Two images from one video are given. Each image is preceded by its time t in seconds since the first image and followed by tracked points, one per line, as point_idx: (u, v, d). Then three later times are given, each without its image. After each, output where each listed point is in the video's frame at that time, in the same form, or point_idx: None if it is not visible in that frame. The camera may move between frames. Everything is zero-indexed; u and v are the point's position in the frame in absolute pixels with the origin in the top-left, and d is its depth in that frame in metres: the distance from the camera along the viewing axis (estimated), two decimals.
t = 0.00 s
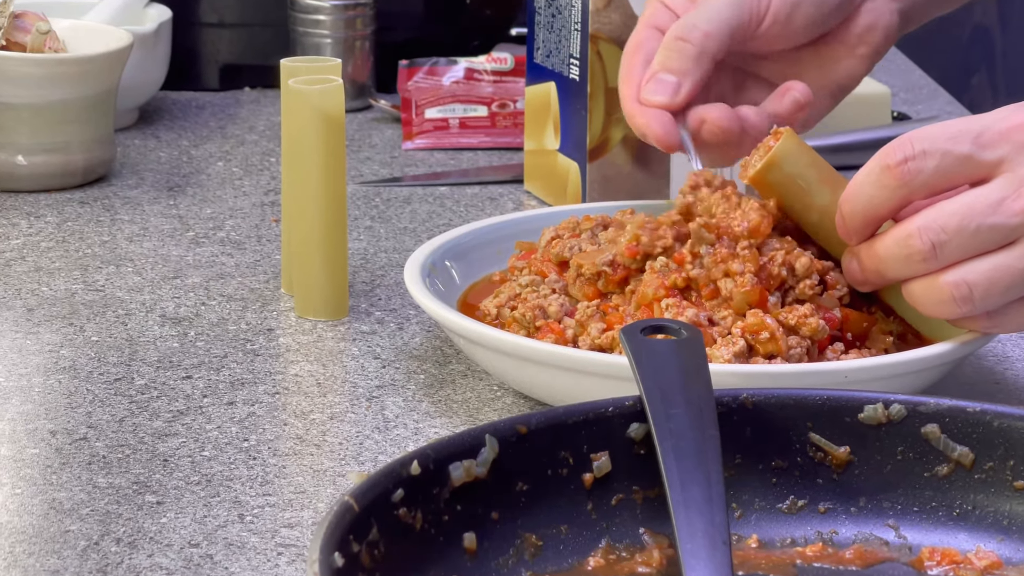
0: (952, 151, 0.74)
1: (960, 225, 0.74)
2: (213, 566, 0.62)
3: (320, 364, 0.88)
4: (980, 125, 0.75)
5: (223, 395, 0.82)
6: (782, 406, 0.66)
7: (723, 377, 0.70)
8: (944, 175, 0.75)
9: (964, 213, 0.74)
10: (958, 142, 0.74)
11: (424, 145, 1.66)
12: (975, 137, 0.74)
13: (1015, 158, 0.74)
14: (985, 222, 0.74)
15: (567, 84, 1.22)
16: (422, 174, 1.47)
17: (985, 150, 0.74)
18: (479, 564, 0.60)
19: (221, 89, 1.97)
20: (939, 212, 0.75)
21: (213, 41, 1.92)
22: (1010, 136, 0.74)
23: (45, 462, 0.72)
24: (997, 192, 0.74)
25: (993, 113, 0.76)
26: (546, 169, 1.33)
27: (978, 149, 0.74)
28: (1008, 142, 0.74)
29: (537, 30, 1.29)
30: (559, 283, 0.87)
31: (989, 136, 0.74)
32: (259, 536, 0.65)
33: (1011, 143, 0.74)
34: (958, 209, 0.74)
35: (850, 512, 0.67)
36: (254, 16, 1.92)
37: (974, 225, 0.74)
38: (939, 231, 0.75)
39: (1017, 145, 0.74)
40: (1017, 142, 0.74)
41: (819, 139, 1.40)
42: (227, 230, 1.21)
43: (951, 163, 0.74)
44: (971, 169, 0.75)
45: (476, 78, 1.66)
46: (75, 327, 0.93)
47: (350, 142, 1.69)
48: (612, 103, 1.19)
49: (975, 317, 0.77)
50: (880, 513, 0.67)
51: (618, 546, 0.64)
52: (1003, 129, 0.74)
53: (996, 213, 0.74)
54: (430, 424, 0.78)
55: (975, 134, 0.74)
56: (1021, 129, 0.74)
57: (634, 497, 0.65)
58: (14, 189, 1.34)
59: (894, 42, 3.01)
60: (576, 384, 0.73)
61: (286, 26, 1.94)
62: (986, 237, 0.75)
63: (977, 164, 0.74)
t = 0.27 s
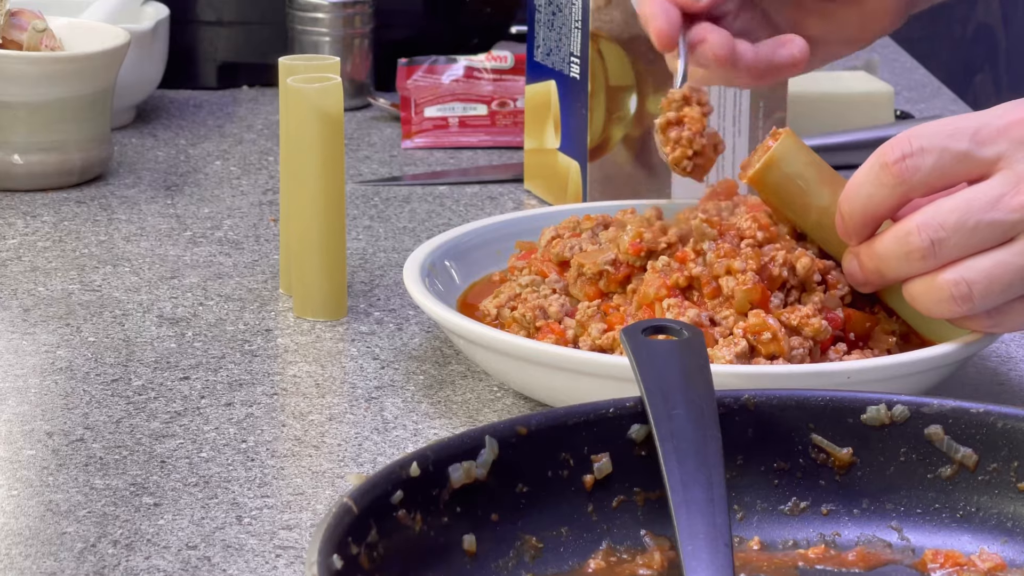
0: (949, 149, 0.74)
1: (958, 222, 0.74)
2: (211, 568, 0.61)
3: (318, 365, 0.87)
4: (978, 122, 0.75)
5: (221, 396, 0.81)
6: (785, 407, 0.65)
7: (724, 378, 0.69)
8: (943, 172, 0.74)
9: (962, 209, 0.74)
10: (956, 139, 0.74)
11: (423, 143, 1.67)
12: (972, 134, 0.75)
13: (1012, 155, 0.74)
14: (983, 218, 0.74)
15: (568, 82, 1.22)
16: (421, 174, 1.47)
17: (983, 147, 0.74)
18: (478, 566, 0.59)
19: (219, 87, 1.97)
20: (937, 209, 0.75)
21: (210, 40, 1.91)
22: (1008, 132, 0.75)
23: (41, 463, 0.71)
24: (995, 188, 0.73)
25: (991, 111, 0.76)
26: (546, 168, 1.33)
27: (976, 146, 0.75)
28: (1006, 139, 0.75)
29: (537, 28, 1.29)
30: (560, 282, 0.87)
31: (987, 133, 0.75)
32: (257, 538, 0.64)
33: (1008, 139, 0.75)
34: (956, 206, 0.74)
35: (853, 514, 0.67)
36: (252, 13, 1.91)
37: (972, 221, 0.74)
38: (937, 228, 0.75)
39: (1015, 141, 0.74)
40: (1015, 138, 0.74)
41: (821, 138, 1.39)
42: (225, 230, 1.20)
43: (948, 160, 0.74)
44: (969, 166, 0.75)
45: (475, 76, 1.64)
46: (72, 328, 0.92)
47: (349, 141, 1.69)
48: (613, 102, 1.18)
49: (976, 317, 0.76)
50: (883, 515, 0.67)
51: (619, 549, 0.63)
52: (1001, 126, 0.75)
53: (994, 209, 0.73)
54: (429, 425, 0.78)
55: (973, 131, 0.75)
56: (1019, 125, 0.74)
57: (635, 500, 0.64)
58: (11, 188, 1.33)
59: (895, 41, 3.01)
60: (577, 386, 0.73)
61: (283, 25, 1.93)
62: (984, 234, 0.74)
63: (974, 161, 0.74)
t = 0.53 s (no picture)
0: (952, 149, 0.74)
1: (961, 220, 0.74)
2: (208, 570, 0.61)
3: (317, 366, 0.86)
4: (980, 121, 0.75)
5: (218, 397, 0.81)
6: (787, 408, 0.65)
7: (725, 379, 0.69)
8: (946, 172, 0.74)
9: (965, 208, 0.74)
10: (958, 139, 0.74)
11: (423, 143, 1.65)
12: (975, 134, 0.74)
13: (1016, 153, 0.74)
14: (986, 216, 0.73)
15: (568, 81, 1.21)
16: (420, 173, 1.46)
17: (986, 146, 0.74)
18: (478, 567, 0.59)
19: (217, 85, 1.96)
20: (940, 207, 0.75)
21: (207, 37, 1.91)
22: (1011, 131, 0.74)
23: (37, 465, 0.71)
24: (998, 187, 0.73)
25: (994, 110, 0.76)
26: (546, 167, 1.32)
27: (979, 145, 0.74)
28: (1010, 137, 0.74)
29: (538, 26, 1.28)
30: (560, 283, 0.86)
31: (990, 132, 0.74)
32: (255, 540, 0.64)
33: (1012, 138, 0.74)
34: (959, 205, 0.74)
35: (855, 515, 0.66)
36: (251, 11, 1.91)
37: (975, 220, 0.74)
38: (940, 226, 0.75)
39: (1019, 139, 0.74)
40: (1018, 136, 0.74)
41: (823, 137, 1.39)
42: (223, 229, 1.20)
43: (951, 160, 0.74)
44: (972, 166, 0.74)
45: (475, 74, 1.65)
46: (69, 328, 0.92)
47: (348, 140, 1.68)
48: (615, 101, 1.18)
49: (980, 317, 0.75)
50: (885, 516, 0.66)
51: (620, 550, 0.63)
52: (1005, 125, 0.74)
53: (997, 208, 0.73)
54: (428, 426, 0.77)
55: (976, 130, 0.74)
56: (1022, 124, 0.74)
57: (636, 501, 0.64)
58: (7, 187, 1.33)
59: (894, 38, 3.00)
60: (577, 387, 0.72)
61: (282, 23, 1.93)
62: (988, 233, 0.74)
63: (978, 160, 0.74)
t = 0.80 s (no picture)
0: (955, 144, 0.73)
1: (965, 212, 0.73)
2: (206, 572, 0.60)
3: (315, 366, 0.86)
4: (983, 115, 0.74)
5: (216, 397, 0.80)
6: (789, 408, 0.64)
7: (726, 378, 0.68)
8: (949, 167, 0.74)
9: (969, 199, 0.73)
10: (961, 134, 0.74)
11: (422, 141, 1.65)
12: (978, 128, 0.74)
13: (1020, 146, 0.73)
14: (990, 208, 0.73)
15: (569, 79, 1.21)
16: (420, 172, 1.46)
17: (989, 140, 0.74)
18: (478, 570, 0.58)
19: (214, 83, 1.97)
20: (944, 201, 0.74)
21: (205, 35, 1.91)
22: (1015, 125, 0.73)
23: (34, 466, 0.70)
24: (1002, 179, 0.73)
25: (996, 103, 0.75)
26: (546, 166, 1.32)
27: (982, 140, 0.74)
28: (1014, 131, 0.73)
29: (538, 24, 1.27)
30: (561, 282, 0.86)
31: (993, 126, 0.74)
32: (253, 542, 0.63)
33: (1016, 131, 0.73)
34: (963, 197, 0.73)
35: (858, 517, 0.66)
36: (249, 9, 1.90)
37: (980, 212, 0.73)
38: (944, 219, 0.74)
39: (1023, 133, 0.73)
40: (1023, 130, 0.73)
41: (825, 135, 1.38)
42: (220, 229, 1.19)
43: (954, 156, 0.74)
44: (976, 160, 0.74)
45: (475, 73, 1.64)
46: (65, 328, 0.91)
47: (347, 138, 1.68)
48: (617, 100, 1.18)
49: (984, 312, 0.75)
50: (888, 518, 0.66)
51: (621, 552, 0.62)
52: (1008, 119, 0.74)
53: (1001, 199, 0.72)
54: (427, 427, 0.77)
55: (979, 125, 0.74)
56: None
57: (637, 502, 0.63)
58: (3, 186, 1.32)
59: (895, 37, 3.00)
60: (579, 387, 0.72)
61: (280, 20, 1.92)
62: (992, 225, 0.73)
63: (981, 155, 0.74)
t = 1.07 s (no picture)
0: (961, 142, 0.73)
1: (970, 211, 0.72)
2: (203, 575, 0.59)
3: (314, 367, 0.85)
4: (989, 113, 0.74)
5: (214, 398, 0.80)
6: (791, 409, 0.64)
7: (728, 379, 0.68)
8: (954, 165, 0.73)
9: (974, 199, 0.72)
10: (967, 132, 0.73)
11: (421, 140, 1.64)
12: (984, 126, 0.73)
13: None
14: (996, 207, 0.72)
15: (569, 78, 1.20)
16: (419, 171, 1.45)
17: (995, 138, 0.73)
18: (477, 572, 0.58)
19: (212, 82, 1.95)
20: (949, 200, 0.73)
21: (202, 34, 1.90)
22: (1020, 123, 0.73)
23: (30, 467, 0.70)
24: (1008, 178, 0.72)
25: (1002, 101, 0.75)
26: (546, 165, 1.31)
27: (988, 138, 0.73)
28: (1019, 129, 0.73)
29: (538, 22, 1.27)
30: (561, 282, 0.85)
31: (999, 124, 0.74)
32: (251, 544, 0.62)
33: (1022, 129, 0.73)
34: (968, 196, 0.73)
35: (860, 519, 0.65)
36: (246, 7, 1.90)
37: (985, 211, 0.72)
38: (948, 219, 0.73)
39: None
40: None
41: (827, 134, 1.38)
42: (218, 229, 1.19)
43: (960, 153, 0.73)
44: (981, 158, 0.73)
45: (475, 72, 1.63)
46: (62, 329, 0.91)
47: (346, 137, 1.68)
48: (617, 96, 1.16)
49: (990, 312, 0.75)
50: (891, 520, 0.65)
51: (622, 555, 0.61)
52: (1013, 116, 0.74)
53: (1007, 199, 0.72)
54: (427, 428, 0.76)
55: (984, 122, 0.74)
56: None
57: (638, 504, 0.62)
58: None
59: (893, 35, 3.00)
60: (579, 389, 0.71)
61: (277, 17, 1.92)
62: (997, 224, 0.73)
63: (987, 153, 0.73)
